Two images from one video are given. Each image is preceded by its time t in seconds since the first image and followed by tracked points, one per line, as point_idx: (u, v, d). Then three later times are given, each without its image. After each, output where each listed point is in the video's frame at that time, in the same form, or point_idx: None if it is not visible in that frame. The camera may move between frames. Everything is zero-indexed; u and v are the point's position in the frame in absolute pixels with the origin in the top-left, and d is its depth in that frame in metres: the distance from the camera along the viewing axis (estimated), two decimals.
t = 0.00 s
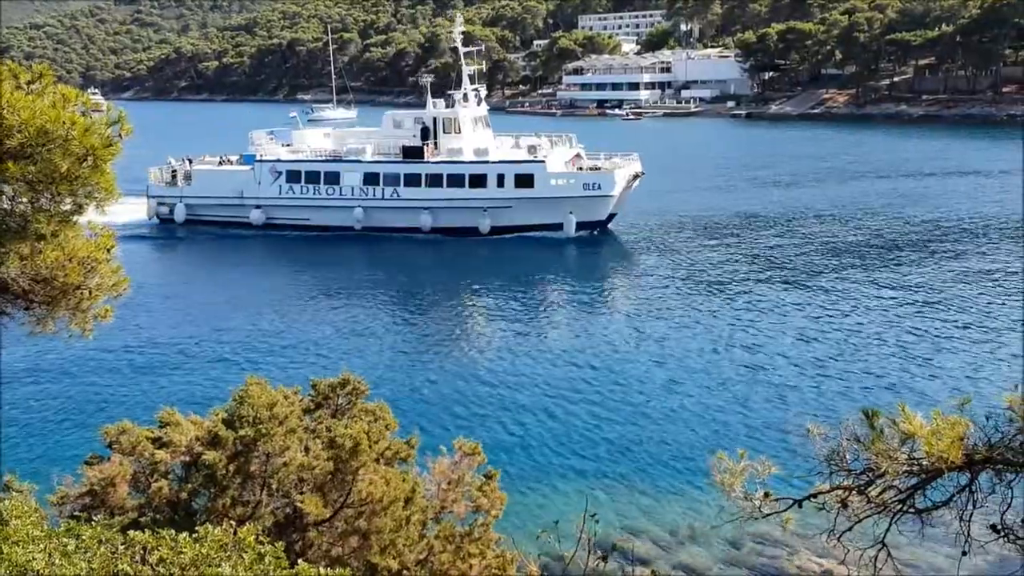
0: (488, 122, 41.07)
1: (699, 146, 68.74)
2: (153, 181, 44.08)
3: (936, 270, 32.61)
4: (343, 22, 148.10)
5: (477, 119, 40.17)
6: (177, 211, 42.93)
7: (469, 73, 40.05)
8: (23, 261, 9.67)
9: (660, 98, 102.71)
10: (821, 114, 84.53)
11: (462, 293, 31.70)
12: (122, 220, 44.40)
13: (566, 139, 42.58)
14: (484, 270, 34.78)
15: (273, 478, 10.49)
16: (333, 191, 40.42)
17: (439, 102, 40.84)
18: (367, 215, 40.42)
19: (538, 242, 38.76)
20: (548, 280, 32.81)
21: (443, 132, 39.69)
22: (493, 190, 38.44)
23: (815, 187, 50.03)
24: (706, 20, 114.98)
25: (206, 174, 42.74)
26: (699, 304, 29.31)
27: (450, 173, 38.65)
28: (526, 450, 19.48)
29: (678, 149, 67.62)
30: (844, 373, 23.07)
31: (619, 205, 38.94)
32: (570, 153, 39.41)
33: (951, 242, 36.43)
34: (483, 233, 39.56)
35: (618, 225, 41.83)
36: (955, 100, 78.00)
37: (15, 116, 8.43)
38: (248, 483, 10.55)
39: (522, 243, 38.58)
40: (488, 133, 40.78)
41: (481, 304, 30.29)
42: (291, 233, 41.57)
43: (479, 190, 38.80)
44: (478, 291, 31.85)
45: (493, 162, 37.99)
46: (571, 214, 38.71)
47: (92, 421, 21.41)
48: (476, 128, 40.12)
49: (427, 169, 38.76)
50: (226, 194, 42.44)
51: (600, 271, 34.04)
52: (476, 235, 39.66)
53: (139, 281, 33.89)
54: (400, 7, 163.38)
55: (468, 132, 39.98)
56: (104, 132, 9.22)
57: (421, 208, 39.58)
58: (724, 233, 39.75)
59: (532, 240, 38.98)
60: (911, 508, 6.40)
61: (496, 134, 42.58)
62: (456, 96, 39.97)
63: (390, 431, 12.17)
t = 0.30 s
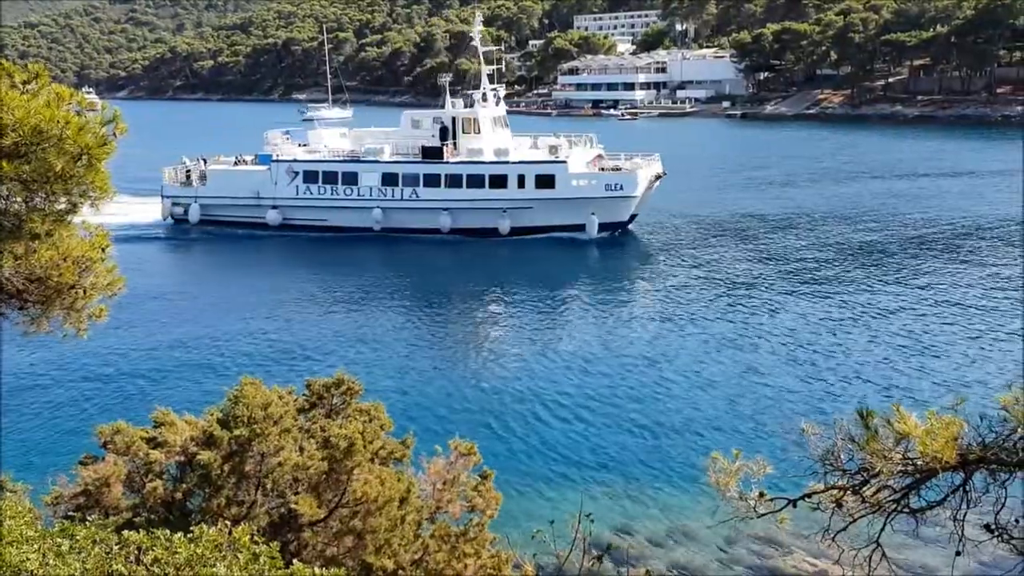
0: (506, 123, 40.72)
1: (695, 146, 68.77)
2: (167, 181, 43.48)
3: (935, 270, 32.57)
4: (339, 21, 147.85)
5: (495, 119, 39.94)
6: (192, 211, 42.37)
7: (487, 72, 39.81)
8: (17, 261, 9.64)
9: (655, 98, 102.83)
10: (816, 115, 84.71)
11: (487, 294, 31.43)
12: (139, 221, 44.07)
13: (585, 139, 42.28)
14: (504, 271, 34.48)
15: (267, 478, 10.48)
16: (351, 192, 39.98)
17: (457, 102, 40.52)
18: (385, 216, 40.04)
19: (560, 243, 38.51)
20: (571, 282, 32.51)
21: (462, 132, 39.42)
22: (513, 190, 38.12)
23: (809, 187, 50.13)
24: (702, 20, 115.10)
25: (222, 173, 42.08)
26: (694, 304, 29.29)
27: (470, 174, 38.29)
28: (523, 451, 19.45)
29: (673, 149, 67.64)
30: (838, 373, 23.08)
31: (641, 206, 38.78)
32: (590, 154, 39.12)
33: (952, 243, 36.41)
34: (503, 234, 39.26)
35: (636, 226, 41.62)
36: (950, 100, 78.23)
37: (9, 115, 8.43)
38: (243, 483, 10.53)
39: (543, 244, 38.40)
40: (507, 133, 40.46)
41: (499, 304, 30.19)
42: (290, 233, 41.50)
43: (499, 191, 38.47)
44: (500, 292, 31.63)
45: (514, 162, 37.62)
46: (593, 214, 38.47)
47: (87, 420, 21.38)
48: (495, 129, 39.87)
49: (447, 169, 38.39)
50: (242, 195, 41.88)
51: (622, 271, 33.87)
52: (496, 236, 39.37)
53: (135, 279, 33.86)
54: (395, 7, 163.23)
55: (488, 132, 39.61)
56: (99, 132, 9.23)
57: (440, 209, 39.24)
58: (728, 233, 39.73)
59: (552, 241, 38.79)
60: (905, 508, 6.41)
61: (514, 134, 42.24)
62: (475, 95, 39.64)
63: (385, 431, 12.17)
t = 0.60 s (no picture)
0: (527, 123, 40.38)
1: (692, 146, 68.82)
2: (183, 181, 43.38)
3: (936, 271, 32.53)
4: (336, 21, 147.80)
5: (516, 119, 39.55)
6: (208, 212, 42.16)
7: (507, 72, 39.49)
8: (13, 260, 9.64)
9: (652, 98, 102.87)
10: (813, 115, 84.79)
11: (514, 294, 31.21)
12: (147, 223, 43.52)
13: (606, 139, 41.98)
14: (526, 271, 34.35)
15: (263, 478, 10.44)
16: (371, 192, 39.82)
17: (477, 102, 40.20)
18: (406, 216, 39.91)
19: (583, 244, 38.27)
20: (595, 283, 32.29)
21: (483, 132, 39.05)
22: (536, 191, 37.91)
23: (804, 187, 50.15)
24: (699, 20, 115.42)
25: (239, 174, 41.93)
26: (690, 304, 29.26)
27: (492, 174, 38.07)
28: (521, 451, 19.43)
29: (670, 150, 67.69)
30: (833, 373, 23.12)
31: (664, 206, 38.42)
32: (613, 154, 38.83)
33: (956, 243, 36.29)
34: (525, 235, 39.08)
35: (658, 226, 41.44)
36: (946, 100, 78.37)
37: (6, 115, 8.46)
38: (240, 483, 10.51)
39: (565, 245, 38.12)
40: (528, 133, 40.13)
41: (520, 304, 30.07)
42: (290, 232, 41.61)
43: (521, 191, 38.24)
44: (523, 292, 31.47)
45: (537, 163, 37.34)
46: (616, 215, 38.14)
47: (82, 420, 21.36)
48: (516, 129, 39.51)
49: (470, 169, 38.16)
50: (260, 195, 41.74)
51: (644, 271, 33.66)
52: (518, 237, 39.22)
53: (131, 279, 33.83)
54: (392, 6, 163.18)
55: (509, 132, 39.32)
56: (95, 130, 9.24)
57: (461, 209, 39.07)
58: (734, 233, 39.69)
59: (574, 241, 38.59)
60: (902, 508, 6.41)
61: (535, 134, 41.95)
62: (496, 95, 39.32)
63: (381, 431, 12.17)
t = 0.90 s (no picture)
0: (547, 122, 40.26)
1: (689, 146, 68.83)
2: (198, 182, 43.33)
3: (938, 271, 32.45)
4: (332, 21, 147.69)
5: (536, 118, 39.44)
6: (223, 212, 42.10)
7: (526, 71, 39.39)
8: (9, 260, 9.61)
9: (649, 97, 102.86)
10: (809, 114, 84.81)
11: (538, 295, 31.02)
12: (155, 224, 43.30)
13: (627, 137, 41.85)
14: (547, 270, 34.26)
15: (260, 478, 10.43)
16: (390, 193, 39.75)
17: (496, 101, 40.09)
18: (425, 217, 39.79)
19: (603, 244, 38.15)
20: (616, 283, 32.08)
21: (501, 133, 38.94)
22: (556, 192, 37.76)
23: (799, 187, 50.08)
24: (696, 20, 116.11)
25: (255, 174, 41.76)
26: (688, 303, 29.25)
27: (512, 175, 37.94)
28: (518, 451, 19.43)
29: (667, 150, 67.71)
30: (830, 373, 23.10)
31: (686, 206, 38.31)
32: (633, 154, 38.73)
33: (960, 244, 36.15)
34: (546, 235, 39.00)
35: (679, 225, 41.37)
36: (942, 100, 78.44)
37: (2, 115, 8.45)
38: (237, 483, 10.51)
39: (585, 246, 37.99)
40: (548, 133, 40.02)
41: (540, 304, 29.91)
42: (284, 233, 41.82)
43: (542, 192, 38.11)
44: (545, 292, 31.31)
45: (558, 163, 37.19)
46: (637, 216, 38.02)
47: (79, 420, 21.35)
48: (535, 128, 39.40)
49: (489, 170, 38.03)
50: (276, 195, 41.55)
51: (669, 271, 33.47)
52: (538, 238, 39.15)
53: (127, 279, 33.81)
54: (389, 6, 162.97)
55: (529, 132, 39.20)
56: (91, 130, 9.22)
57: (481, 210, 38.96)
58: (738, 233, 39.60)
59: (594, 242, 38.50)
60: (899, 507, 6.40)
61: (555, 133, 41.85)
62: (516, 95, 39.26)
63: (378, 430, 12.16)
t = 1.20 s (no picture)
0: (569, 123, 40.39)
1: (688, 146, 68.85)
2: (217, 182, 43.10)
3: (938, 271, 32.40)
4: (331, 20, 147.82)
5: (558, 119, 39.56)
6: (243, 213, 41.90)
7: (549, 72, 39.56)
8: (8, 259, 9.62)
9: (648, 97, 102.88)
10: (808, 114, 84.83)
11: (566, 295, 30.91)
12: (161, 224, 42.95)
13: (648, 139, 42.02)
14: (574, 271, 34.16)
15: (259, 477, 10.44)
16: (413, 194, 39.71)
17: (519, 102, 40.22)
18: (448, 217, 39.71)
19: (628, 245, 38.05)
20: (645, 283, 31.88)
21: (525, 133, 39.08)
22: (582, 192, 37.71)
23: (798, 187, 50.01)
24: (695, 20, 116.28)
25: (276, 174, 41.46)
26: (688, 303, 29.27)
27: (536, 175, 37.91)
28: (517, 451, 19.42)
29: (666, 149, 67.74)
30: (828, 372, 23.12)
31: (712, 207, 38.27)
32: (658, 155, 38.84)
33: (963, 244, 36.08)
34: (571, 236, 38.90)
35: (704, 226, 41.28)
36: (941, 100, 78.46)
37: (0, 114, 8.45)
38: (236, 483, 10.50)
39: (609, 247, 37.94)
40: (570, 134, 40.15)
41: (566, 304, 29.78)
42: (283, 233, 41.87)
43: (568, 192, 38.03)
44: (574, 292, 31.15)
45: (584, 163, 37.19)
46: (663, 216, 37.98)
47: (78, 419, 21.36)
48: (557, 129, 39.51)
49: (514, 170, 38.00)
50: (297, 196, 41.38)
51: (692, 271, 33.34)
52: (563, 239, 39.05)
53: (126, 279, 33.83)
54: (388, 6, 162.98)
55: (552, 132, 39.33)
56: (89, 128, 9.22)
57: (505, 211, 38.87)
58: (745, 233, 39.56)
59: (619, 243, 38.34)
60: (897, 506, 6.39)
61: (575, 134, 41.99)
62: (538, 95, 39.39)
63: (377, 430, 12.15)
